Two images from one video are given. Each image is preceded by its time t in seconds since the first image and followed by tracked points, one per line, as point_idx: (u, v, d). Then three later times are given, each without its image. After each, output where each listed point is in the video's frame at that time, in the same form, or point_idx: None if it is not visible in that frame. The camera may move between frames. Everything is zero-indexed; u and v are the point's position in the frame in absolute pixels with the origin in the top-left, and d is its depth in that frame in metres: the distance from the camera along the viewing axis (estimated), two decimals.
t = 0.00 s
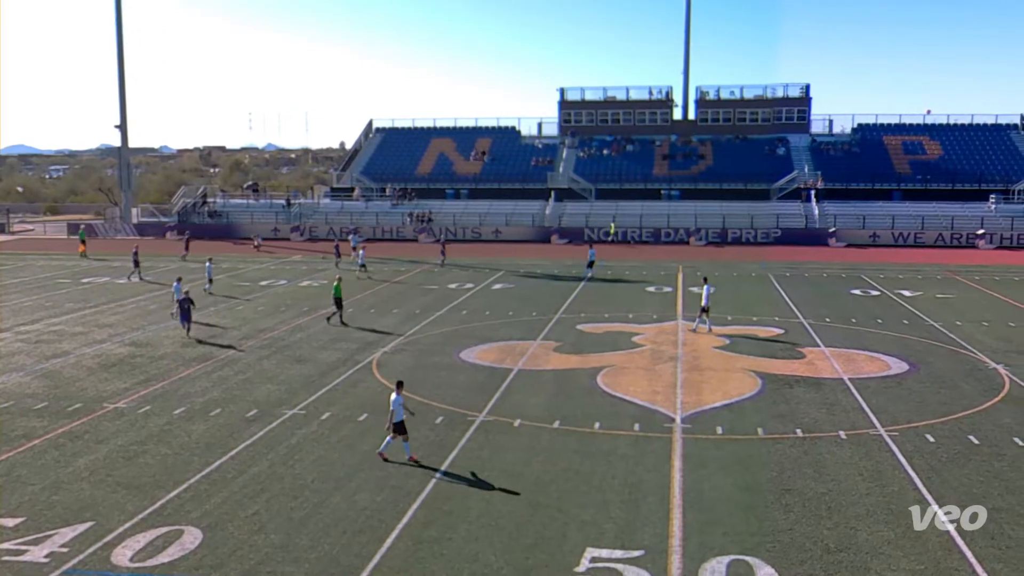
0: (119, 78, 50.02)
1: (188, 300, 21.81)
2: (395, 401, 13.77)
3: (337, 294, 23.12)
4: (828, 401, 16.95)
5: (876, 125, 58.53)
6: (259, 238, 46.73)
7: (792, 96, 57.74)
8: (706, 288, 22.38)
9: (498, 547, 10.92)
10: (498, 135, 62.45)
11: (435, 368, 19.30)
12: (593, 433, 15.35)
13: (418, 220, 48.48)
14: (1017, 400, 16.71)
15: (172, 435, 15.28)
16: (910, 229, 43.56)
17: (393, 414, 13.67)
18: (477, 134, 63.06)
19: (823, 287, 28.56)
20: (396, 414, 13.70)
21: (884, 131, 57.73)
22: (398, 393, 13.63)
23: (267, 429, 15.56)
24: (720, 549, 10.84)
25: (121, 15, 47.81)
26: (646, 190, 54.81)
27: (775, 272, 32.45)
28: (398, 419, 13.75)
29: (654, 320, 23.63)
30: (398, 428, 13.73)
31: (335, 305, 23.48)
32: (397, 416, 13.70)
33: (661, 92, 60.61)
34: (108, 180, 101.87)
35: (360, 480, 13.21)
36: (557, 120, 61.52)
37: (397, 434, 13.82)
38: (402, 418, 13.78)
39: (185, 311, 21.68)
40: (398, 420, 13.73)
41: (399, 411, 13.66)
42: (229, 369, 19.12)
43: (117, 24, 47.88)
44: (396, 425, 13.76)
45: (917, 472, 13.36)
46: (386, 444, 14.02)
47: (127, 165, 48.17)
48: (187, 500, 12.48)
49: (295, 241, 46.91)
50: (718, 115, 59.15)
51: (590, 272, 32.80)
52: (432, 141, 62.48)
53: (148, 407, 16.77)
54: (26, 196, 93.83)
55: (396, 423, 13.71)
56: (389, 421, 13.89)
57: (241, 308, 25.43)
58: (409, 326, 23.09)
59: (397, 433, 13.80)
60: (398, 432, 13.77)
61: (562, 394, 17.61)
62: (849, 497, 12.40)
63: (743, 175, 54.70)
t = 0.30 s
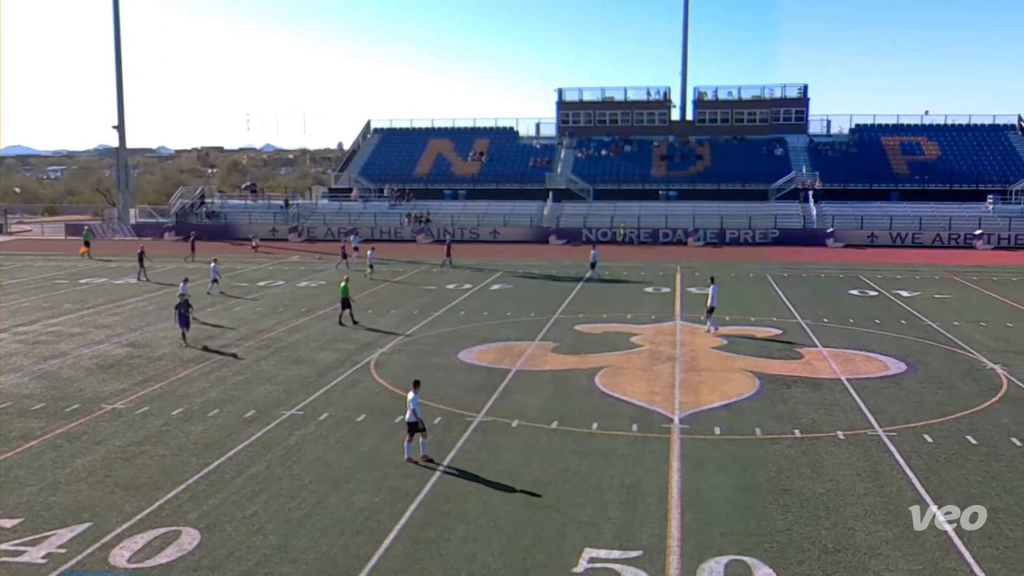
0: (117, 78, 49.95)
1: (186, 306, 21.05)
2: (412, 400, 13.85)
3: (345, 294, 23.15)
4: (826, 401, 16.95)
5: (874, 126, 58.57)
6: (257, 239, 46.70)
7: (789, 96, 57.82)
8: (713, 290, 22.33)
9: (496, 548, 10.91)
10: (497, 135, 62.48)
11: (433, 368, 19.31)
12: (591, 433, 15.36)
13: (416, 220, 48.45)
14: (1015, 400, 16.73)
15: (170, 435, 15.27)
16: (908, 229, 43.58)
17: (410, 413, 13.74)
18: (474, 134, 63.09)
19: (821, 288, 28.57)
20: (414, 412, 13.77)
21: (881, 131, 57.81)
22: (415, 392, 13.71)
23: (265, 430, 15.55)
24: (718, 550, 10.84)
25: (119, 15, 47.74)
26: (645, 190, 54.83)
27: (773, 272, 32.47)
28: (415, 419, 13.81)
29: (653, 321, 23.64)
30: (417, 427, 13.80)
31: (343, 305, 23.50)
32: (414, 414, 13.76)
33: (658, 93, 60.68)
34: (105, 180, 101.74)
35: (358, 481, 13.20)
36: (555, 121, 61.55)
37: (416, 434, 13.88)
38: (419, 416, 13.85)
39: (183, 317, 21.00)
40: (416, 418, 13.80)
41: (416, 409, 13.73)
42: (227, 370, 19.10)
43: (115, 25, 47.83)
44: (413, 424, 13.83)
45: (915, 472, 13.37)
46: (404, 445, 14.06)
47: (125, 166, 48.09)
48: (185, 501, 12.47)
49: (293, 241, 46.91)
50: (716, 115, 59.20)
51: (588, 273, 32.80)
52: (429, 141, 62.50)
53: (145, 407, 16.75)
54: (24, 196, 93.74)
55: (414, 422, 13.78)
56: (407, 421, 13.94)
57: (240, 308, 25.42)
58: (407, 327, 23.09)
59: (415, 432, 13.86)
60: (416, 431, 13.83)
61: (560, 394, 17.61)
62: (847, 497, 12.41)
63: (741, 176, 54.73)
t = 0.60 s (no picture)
0: (118, 80, 49.97)
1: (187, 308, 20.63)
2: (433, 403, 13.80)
3: (355, 295, 23.15)
4: (827, 403, 16.94)
5: (875, 127, 58.57)
6: (258, 240, 46.75)
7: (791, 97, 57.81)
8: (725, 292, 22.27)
9: (497, 549, 10.91)
10: (498, 137, 62.50)
11: (434, 369, 19.31)
12: (592, 434, 15.35)
13: (417, 221, 48.45)
14: (1016, 401, 16.74)
15: (171, 437, 15.26)
16: (910, 230, 43.55)
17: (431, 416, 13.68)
18: (475, 135, 63.10)
19: (822, 289, 28.58)
20: (436, 415, 13.72)
21: (882, 132, 57.81)
22: (436, 395, 13.64)
23: (266, 431, 15.54)
24: (719, 551, 10.84)
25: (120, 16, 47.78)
26: (646, 191, 54.85)
27: (774, 274, 32.47)
28: (436, 421, 13.78)
29: (654, 322, 23.65)
30: (438, 430, 13.75)
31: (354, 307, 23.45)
32: (435, 418, 13.71)
33: (660, 94, 60.72)
34: (107, 181, 101.88)
35: (359, 482, 13.20)
36: (556, 122, 61.55)
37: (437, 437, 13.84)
38: (440, 419, 13.81)
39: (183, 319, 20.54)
40: (437, 421, 13.75)
41: (437, 413, 13.68)
42: (228, 371, 19.09)
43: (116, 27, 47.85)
44: (434, 427, 13.78)
45: (917, 473, 13.36)
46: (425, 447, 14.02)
47: (126, 167, 48.09)
48: (186, 502, 12.46)
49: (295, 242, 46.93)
50: (717, 117, 59.19)
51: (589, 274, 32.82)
52: (430, 142, 62.53)
53: (147, 408, 16.76)
54: (26, 197, 93.84)
55: (435, 425, 13.74)
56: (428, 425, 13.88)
57: (241, 310, 25.43)
58: (409, 328, 23.12)
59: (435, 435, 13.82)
60: (437, 433, 13.79)
61: (561, 395, 17.62)
62: (848, 498, 12.40)
63: (742, 177, 54.71)
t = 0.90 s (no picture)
0: (124, 81, 50.05)
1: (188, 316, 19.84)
2: (457, 405, 13.80)
3: (372, 297, 23.17)
4: (832, 405, 16.92)
5: (880, 128, 58.48)
6: (264, 242, 46.83)
7: (796, 99, 57.69)
8: (739, 294, 22.21)
9: (502, 550, 10.91)
10: (502, 138, 62.45)
11: (439, 371, 19.32)
12: (597, 436, 15.34)
13: (422, 223, 48.45)
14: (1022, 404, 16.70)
15: (176, 438, 15.29)
16: (915, 232, 43.48)
17: (456, 418, 13.69)
18: (480, 137, 63.10)
19: (827, 290, 28.57)
20: (459, 418, 13.71)
21: (887, 134, 57.71)
22: (459, 397, 13.68)
23: (271, 432, 15.55)
24: (724, 553, 10.82)
25: (126, 18, 47.87)
26: (650, 193, 54.85)
27: (779, 275, 32.44)
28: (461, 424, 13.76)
29: (659, 323, 23.63)
30: (463, 432, 13.73)
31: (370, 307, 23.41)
32: (460, 420, 13.71)
33: (665, 95, 60.62)
34: (113, 182, 102.18)
35: (363, 483, 13.20)
36: (560, 124, 61.51)
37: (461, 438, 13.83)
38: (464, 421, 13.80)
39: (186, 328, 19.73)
40: (461, 424, 13.74)
41: (462, 415, 13.68)
42: (232, 372, 19.11)
43: (121, 28, 47.95)
44: (458, 429, 13.77)
45: (922, 476, 13.33)
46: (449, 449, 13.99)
47: (131, 168, 48.18)
48: (190, 503, 12.47)
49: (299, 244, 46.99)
50: (722, 118, 59.01)
51: (594, 276, 32.80)
52: (435, 144, 62.53)
53: (151, 409, 16.79)
54: (33, 198, 94.09)
55: (459, 427, 13.72)
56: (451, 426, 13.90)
57: (246, 311, 25.46)
58: (414, 329, 23.14)
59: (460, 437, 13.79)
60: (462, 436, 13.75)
61: (566, 396, 17.63)
62: (853, 500, 12.38)
63: (747, 179, 54.64)
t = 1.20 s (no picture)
0: (132, 83, 50.16)
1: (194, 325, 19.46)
2: (480, 407, 13.82)
3: (389, 298, 23.17)
4: (839, 406, 16.88)
5: (888, 130, 58.34)
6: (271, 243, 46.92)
7: (803, 100, 57.71)
8: (755, 295, 22.14)
9: (509, 552, 10.90)
10: (509, 140, 62.45)
11: (446, 372, 19.31)
12: (604, 437, 15.33)
13: (429, 224, 48.46)
14: None
15: (183, 438, 15.31)
16: (922, 233, 43.35)
17: (482, 418, 13.69)
18: (488, 138, 63.08)
19: (835, 292, 28.51)
20: (484, 418, 13.72)
21: (895, 135, 57.57)
22: (484, 398, 13.70)
23: (278, 433, 15.57)
24: (731, 554, 10.80)
25: (134, 20, 47.99)
26: (657, 195, 54.82)
27: (786, 277, 32.39)
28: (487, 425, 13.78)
29: (666, 325, 23.59)
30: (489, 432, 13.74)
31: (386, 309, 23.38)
32: (485, 420, 13.73)
33: (672, 97, 60.60)
34: (121, 183, 102.44)
35: (370, 484, 13.20)
36: (568, 125, 61.51)
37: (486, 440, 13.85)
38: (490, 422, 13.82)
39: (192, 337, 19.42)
40: (487, 424, 13.75)
41: (487, 415, 13.70)
42: (240, 374, 19.13)
43: (129, 30, 48.08)
44: (485, 430, 13.77)
45: (929, 478, 13.29)
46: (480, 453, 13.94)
47: (139, 169, 48.27)
48: (197, 504, 12.48)
49: (307, 245, 47.04)
50: (730, 120, 58.87)
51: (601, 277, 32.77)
52: (442, 145, 62.55)
53: (159, 410, 16.81)
54: (41, 200, 94.28)
55: (485, 428, 13.73)
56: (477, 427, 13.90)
57: (254, 312, 25.47)
58: (421, 330, 23.16)
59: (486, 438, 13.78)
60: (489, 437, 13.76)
61: (573, 398, 17.61)
62: (860, 503, 12.35)
63: (754, 180, 54.56)
